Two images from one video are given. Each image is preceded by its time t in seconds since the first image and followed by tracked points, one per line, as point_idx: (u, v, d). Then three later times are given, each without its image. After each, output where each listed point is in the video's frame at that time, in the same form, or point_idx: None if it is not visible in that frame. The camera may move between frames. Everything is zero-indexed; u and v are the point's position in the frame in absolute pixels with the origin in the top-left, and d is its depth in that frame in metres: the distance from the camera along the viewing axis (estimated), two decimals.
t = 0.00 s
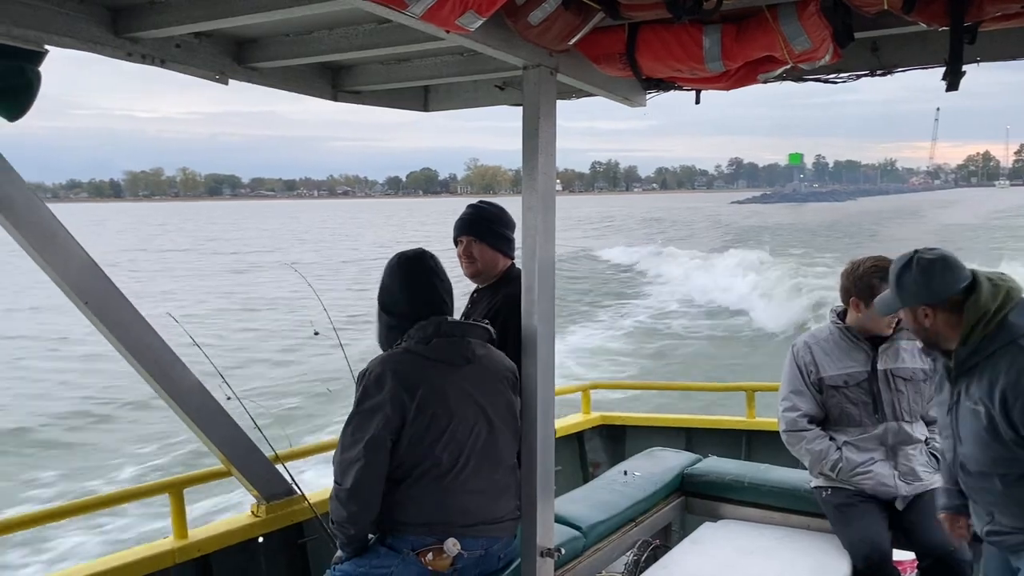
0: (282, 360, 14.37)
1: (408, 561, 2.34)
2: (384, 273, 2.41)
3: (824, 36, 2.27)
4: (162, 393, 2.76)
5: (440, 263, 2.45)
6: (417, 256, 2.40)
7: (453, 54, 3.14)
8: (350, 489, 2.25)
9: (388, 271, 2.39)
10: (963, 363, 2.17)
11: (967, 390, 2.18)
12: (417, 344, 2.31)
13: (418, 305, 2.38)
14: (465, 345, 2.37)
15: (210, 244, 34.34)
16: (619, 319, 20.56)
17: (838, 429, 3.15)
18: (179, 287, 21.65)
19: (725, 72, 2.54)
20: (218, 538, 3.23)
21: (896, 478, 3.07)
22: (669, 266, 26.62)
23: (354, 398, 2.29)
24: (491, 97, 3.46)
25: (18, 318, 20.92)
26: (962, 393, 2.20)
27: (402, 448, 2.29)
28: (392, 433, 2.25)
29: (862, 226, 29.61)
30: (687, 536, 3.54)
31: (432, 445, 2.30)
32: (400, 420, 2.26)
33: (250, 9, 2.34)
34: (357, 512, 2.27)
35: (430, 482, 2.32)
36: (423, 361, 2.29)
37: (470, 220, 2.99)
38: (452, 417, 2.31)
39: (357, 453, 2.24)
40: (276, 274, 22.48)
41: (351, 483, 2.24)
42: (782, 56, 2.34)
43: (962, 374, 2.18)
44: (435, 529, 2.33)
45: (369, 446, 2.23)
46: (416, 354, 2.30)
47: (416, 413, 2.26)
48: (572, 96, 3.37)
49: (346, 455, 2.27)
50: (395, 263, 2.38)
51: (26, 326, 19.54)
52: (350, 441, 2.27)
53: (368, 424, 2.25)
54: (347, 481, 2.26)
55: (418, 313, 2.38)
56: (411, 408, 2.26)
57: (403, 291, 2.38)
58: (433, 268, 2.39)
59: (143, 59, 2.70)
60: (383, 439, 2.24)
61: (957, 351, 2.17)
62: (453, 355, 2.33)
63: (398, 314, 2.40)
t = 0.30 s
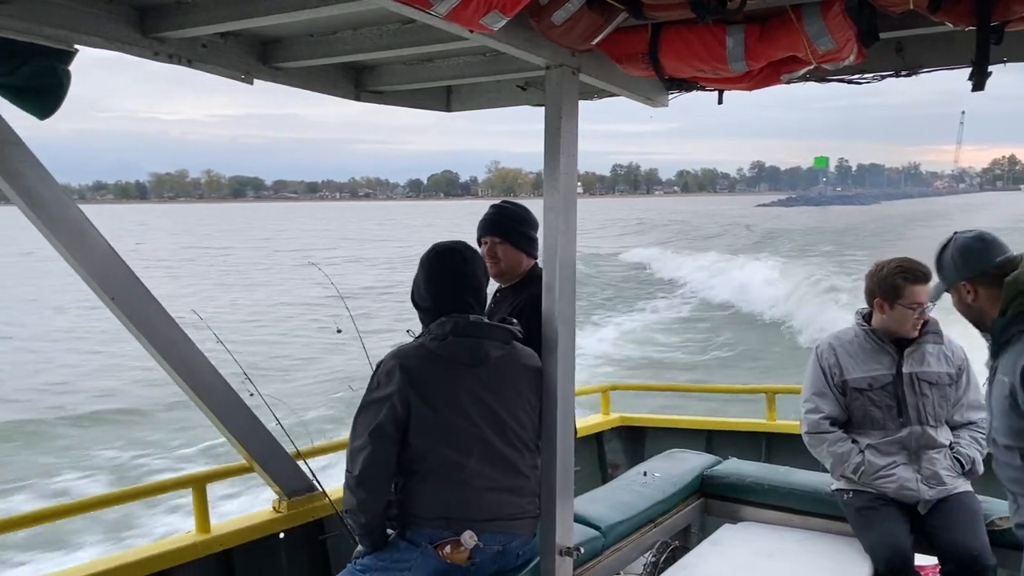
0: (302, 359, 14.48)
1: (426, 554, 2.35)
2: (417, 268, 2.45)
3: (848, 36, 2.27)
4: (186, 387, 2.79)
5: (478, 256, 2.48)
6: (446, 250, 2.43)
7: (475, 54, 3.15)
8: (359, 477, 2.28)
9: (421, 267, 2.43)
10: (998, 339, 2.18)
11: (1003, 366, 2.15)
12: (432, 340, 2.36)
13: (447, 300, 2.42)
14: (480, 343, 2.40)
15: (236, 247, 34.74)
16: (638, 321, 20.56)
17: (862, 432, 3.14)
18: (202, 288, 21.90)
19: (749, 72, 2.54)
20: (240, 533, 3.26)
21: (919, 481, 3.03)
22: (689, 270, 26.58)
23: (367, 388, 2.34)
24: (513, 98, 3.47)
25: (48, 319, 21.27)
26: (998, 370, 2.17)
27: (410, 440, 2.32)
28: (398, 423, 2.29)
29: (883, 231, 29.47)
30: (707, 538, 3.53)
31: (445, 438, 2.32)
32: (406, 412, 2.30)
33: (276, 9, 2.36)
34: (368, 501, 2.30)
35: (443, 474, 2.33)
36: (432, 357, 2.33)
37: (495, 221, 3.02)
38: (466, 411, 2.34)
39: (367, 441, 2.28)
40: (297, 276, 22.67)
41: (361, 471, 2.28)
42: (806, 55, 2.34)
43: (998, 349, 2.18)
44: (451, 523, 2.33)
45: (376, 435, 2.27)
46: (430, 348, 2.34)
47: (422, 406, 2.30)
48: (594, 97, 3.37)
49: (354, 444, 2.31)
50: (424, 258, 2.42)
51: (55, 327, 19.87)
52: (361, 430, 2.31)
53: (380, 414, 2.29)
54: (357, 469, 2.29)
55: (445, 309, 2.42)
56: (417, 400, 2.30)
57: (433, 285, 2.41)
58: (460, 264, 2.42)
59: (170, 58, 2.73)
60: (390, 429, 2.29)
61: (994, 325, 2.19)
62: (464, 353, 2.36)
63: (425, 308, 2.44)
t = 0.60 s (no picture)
0: (318, 358, 14.55)
1: (441, 552, 2.36)
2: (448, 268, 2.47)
3: (867, 36, 2.26)
4: (203, 385, 2.82)
5: (509, 256, 2.49)
6: (475, 247, 2.44)
7: (493, 54, 3.16)
8: (380, 473, 2.30)
9: (453, 267, 2.45)
10: None
11: None
12: (457, 339, 2.37)
13: (475, 300, 2.43)
14: (506, 345, 2.41)
15: (256, 246, 34.97)
16: (653, 323, 20.53)
17: (880, 435, 3.12)
18: (219, 289, 22.05)
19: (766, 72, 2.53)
20: (256, 529, 3.29)
21: (937, 486, 3.00)
22: (704, 272, 26.51)
23: (391, 385, 2.36)
24: (530, 98, 3.48)
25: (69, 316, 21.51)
26: None
27: (432, 438, 2.33)
28: (421, 421, 2.31)
29: (900, 235, 29.29)
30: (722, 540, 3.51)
31: (466, 438, 2.33)
32: (429, 409, 2.32)
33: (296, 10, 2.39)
34: (388, 496, 2.32)
35: (463, 474, 2.34)
36: (457, 356, 2.35)
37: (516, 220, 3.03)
38: (488, 412, 2.35)
39: (389, 438, 2.30)
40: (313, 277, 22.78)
41: (382, 466, 2.30)
42: (824, 56, 2.33)
43: None
44: (467, 522, 2.33)
45: (398, 432, 2.30)
46: (455, 347, 2.36)
47: (445, 405, 2.32)
48: (611, 97, 3.37)
49: (377, 439, 2.34)
50: (456, 255, 2.44)
51: (76, 326, 20.09)
52: (384, 426, 2.33)
53: (403, 412, 2.31)
54: (378, 465, 2.31)
55: (472, 308, 2.43)
56: (440, 399, 2.32)
57: (462, 284, 2.43)
58: (490, 264, 2.43)
59: (191, 58, 2.76)
60: (412, 426, 2.30)
61: None
62: (490, 353, 2.38)
63: (452, 306, 2.46)
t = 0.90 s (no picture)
0: (328, 359, 14.60)
1: (451, 550, 2.36)
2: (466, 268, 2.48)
3: (877, 36, 2.26)
4: (214, 380, 2.83)
5: (527, 256, 2.51)
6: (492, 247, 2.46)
7: (504, 54, 3.18)
8: (396, 472, 2.32)
9: (472, 267, 2.46)
10: None
11: None
12: (475, 339, 2.39)
13: (494, 299, 2.45)
14: (523, 346, 2.42)
15: (268, 250, 35.11)
16: (664, 325, 20.49)
17: (891, 436, 3.11)
18: (231, 291, 22.16)
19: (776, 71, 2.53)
20: (264, 527, 3.30)
21: (948, 488, 2.98)
22: (716, 275, 26.45)
23: (408, 384, 2.37)
24: (541, 98, 3.48)
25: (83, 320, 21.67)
26: None
27: (447, 439, 2.34)
28: (438, 421, 2.32)
29: (913, 238, 29.13)
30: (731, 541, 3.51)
31: (482, 438, 2.34)
32: (446, 410, 2.33)
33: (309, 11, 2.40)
34: (403, 495, 2.33)
35: (477, 474, 2.35)
36: (474, 356, 2.37)
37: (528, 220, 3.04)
38: (505, 412, 2.36)
39: (405, 436, 2.31)
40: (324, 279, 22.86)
41: (397, 465, 2.31)
42: (834, 55, 2.33)
43: None
44: (478, 521, 2.34)
45: (414, 432, 2.31)
46: (472, 347, 2.38)
47: (462, 405, 2.33)
48: (622, 97, 3.38)
49: (393, 438, 2.35)
50: (475, 254, 2.46)
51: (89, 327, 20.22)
52: (400, 425, 2.35)
53: (420, 411, 2.32)
54: (393, 464, 2.33)
55: (490, 308, 2.45)
56: (457, 399, 2.33)
57: (480, 283, 2.45)
58: (510, 265, 2.45)
59: (203, 57, 2.78)
60: (428, 426, 2.31)
61: None
62: (506, 354, 2.39)
63: (471, 305, 2.48)
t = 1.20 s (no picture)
0: (330, 360, 14.61)
1: (450, 549, 2.36)
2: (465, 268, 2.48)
3: (877, 36, 2.26)
4: (213, 377, 2.84)
5: (525, 256, 2.51)
6: (491, 248, 2.47)
7: (505, 54, 3.19)
8: (396, 473, 2.32)
9: (471, 267, 2.46)
10: None
11: None
12: (475, 339, 2.39)
13: (492, 299, 2.45)
14: (524, 346, 2.43)
15: (270, 251, 35.14)
16: (666, 327, 20.49)
17: (891, 437, 3.11)
18: (233, 292, 22.18)
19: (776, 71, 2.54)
20: (264, 526, 3.31)
21: (948, 488, 2.98)
22: (717, 277, 26.46)
23: (408, 384, 2.37)
24: (542, 99, 3.49)
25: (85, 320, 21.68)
26: None
27: (448, 440, 2.34)
28: (439, 422, 2.32)
29: (915, 242, 29.12)
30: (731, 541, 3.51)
31: (482, 438, 2.34)
32: (447, 410, 2.32)
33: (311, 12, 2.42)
34: (403, 495, 2.33)
35: (478, 474, 2.35)
36: (474, 355, 2.36)
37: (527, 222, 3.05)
38: (506, 412, 2.36)
39: (406, 436, 2.31)
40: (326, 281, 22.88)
41: (398, 466, 2.31)
42: (834, 54, 2.34)
43: None
44: (478, 521, 2.34)
45: (415, 432, 2.31)
46: (472, 347, 2.37)
47: (462, 405, 2.32)
48: (623, 98, 3.39)
49: (394, 439, 2.34)
50: (475, 254, 2.46)
51: (92, 328, 20.24)
52: (400, 425, 2.34)
53: (420, 411, 2.32)
54: (394, 464, 2.33)
55: (489, 309, 2.45)
56: (457, 398, 2.32)
57: (479, 283, 2.45)
58: (510, 265, 2.46)
59: (205, 57, 2.79)
60: (429, 428, 2.31)
61: None
62: (507, 355, 2.39)
63: (470, 305, 2.48)
